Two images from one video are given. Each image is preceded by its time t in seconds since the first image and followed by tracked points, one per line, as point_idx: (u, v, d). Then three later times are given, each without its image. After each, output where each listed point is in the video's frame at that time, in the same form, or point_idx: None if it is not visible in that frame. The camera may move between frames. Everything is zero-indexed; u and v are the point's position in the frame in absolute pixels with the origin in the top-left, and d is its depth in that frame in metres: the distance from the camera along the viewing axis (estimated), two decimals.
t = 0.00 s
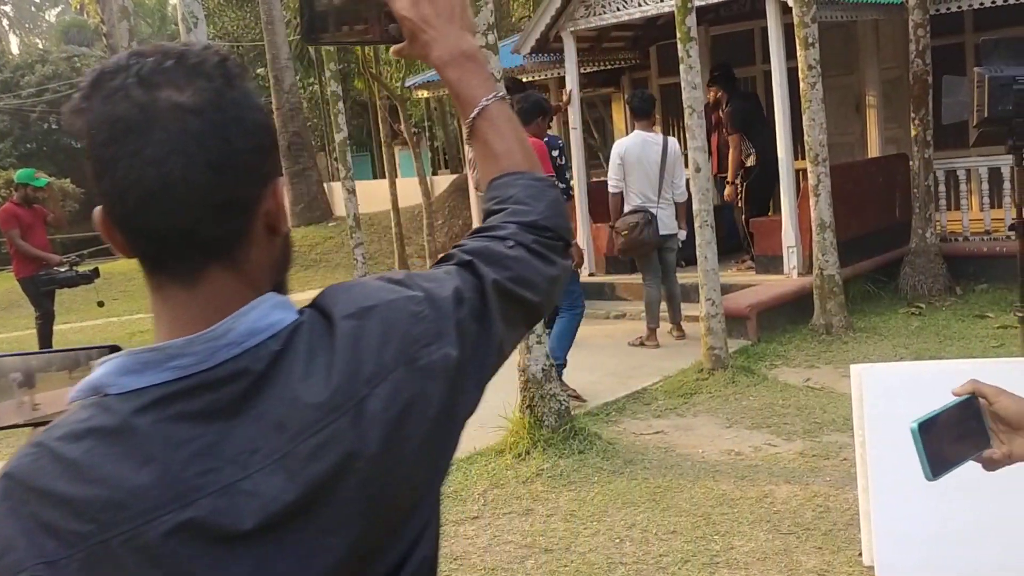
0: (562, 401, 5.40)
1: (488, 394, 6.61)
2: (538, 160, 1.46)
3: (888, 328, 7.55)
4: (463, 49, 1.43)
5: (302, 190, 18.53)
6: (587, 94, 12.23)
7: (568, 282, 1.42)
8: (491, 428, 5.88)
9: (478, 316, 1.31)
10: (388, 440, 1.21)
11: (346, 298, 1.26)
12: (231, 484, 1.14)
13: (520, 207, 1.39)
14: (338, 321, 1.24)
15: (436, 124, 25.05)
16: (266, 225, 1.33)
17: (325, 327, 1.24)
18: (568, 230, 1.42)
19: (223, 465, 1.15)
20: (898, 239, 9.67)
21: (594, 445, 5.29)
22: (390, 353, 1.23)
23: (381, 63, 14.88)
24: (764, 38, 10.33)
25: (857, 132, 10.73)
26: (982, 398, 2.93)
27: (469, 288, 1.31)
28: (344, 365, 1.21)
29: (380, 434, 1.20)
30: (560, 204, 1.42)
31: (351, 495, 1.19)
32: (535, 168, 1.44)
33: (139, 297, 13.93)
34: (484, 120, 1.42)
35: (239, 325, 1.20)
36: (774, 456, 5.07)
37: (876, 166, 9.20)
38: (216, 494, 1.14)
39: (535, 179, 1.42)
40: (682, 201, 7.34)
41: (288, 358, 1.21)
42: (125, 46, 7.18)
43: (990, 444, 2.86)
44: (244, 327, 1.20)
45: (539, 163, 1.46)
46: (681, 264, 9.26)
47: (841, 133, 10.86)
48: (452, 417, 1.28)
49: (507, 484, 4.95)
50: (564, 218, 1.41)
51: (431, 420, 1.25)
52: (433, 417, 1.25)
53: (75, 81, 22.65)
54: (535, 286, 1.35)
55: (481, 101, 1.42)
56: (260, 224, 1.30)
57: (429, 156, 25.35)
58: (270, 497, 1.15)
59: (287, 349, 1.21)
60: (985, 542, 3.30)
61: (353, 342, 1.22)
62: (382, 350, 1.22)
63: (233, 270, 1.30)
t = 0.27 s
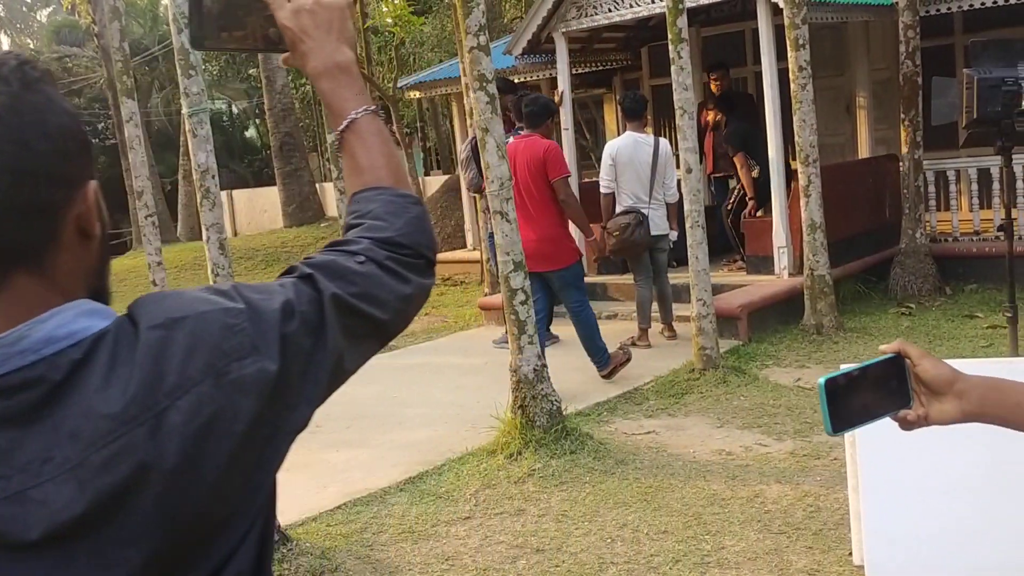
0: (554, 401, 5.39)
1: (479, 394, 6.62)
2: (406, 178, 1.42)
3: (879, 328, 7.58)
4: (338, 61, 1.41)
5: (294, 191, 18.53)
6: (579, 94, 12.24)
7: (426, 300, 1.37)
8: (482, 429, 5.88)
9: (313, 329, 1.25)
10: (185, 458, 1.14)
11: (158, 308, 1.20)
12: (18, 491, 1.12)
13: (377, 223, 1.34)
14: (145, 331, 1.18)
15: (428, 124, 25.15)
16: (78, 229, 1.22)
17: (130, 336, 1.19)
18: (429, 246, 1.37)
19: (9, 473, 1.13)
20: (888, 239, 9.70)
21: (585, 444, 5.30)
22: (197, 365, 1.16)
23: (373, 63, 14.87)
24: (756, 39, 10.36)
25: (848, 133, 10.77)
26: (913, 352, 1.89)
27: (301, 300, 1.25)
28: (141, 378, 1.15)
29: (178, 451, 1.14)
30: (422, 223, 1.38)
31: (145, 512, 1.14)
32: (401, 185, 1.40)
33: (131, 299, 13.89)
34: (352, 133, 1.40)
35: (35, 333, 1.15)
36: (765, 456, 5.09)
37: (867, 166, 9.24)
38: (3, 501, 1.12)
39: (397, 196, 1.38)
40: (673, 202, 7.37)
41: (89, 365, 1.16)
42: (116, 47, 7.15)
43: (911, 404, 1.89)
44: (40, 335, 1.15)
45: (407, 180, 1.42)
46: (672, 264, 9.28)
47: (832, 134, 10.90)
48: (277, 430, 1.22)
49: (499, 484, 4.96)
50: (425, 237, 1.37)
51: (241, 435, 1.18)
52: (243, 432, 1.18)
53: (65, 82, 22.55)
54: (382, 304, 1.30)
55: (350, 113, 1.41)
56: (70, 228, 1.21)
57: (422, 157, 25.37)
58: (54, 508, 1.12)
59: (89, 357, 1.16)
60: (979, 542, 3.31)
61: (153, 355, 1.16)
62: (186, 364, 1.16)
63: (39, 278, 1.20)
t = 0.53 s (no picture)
0: (546, 400, 5.39)
1: (470, 394, 6.62)
2: (316, 186, 1.59)
3: (870, 327, 7.59)
4: (245, 73, 1.58)
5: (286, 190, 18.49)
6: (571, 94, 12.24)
7: (337, 299, 1.51)
8: (473, 428, 5.89)
9: (220, 325, 1.37)
10: (90, 439, 1.24)
11: (64, 300, 1.30)
12: None
13: (289, 229, 1.49)
14: (50, 322, 1.28)
15: (420, 124, 25.10)
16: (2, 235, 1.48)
17: (37, 326, 1.29)
18: (339, 249, 1.51)
19: None
20: (879, 238, 9.73)
21: (578, 443, 5.30)
22: (101, 353, 1.26)
23: (365, 62, 14.84)
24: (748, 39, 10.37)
25: (839, 133, 10.79)
26: (881, 390, 1.82)
27: (207, 298, 1.38)
28: (45, 363, 1.24)
29: (78, 435, 1.23)
30: (335, 226, 1.53)
31: (48, 491, 1.23)
32: (312, 193, 1.57)
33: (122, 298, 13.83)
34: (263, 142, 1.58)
35: None
36: (756, 455, 5.10)
37: (858, 165, 9.25)
38: None
39: (309, 202, 1.55)
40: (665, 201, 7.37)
41: None
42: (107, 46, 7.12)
43: (883, 442, 1.81)
44: None
45: (317, 189, 1.58)
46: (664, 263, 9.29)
47: (823, 134, 10.92)
48: (179, 415, 1.34)
49: (491, 484, 4.95)
50: (337, 236, 1.52)
51: (144, 419, 1.28)
52: (145, 416, 1.28)
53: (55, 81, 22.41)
54: (293, 302, 1.43)
55: (259, 124, 1.59)
56: None
57: (414, 156, 25.36)
58: None
59: None
60: (967, 539, 3.32)
61: (56, 344, 1.25)
62: (89, 353, 1.25)
63: None
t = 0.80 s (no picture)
0: (538, 400, 5.38)
1: (463, 393, 6.61)
2: (271, 214, 1.63)
3: (862, 326, 7.61)
4: (203, 107, 1.62)
5: (277, 189, 18.46)
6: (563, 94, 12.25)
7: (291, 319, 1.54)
8: (466, 428, 5.88)
9: (189, 338, 1.39)
10: (72, 442, 1.25)
11: (51, 309, 1.31)
12: None
13: (248, 252, 1.53)
14: (36, 330, 1.28)
15: (412, 123, 25.11)
16: None
17: (22, 333, 1.29)
18: (295, 272, 1.55)
19: None
20: (871, 238, 9.75)
21: (570, 443, 5.29)
22: (85, 360, 1.27)
23: (356, 61, 14.83)
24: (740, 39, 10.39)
25: (831, 133, 10.82)
26: (799, 451, 1.63)
27: (178, 312, 1.39)
28: (35, 367, 1.25)
29: (67, 433, 1.25)
30: (291, 250, 1.57)
31: (34, 485, 1.24)
32: (268, 220, 1.61)
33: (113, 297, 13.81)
34: (221, 172, 1.61)
35: None
36: (748, 454, 5.10)
37: (849, 165, 9.26)
38: None
39: (267, 228, 1.58)
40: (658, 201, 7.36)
41: None
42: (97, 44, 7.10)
43: (804, 507, 1.60)
44: None
45: (272, 216, 1.63)
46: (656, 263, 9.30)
47: (815, 133, 10.94)
48: (153, 421, 1.35)
49: (483, 483, 4.95)
50: (292, 260, 1.55)
51: (123, 422, 1.29)
52: (125, 420, 1.30)
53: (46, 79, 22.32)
54: (253, 319, 1.46)
55: (218, 154, 1.62)
56: None
57: (406, 155, 25.38)
58: None
59: None
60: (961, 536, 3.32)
61: (46, 348, 1.26)
62: (76, 359, 1.27)
63: None
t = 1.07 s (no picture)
0: (532, 399, 5.38)
1: (457, 392, 6.61)
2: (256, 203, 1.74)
3: (855, 324, 7.62)
4: (189, 108, 1.77)
5: (271, 188, 18.42)
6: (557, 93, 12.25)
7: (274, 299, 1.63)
8: (460, 426, 5.88)
9: (180, 314, 1.48)
10: (71, 406, 1.34)
11: (53, 285, 1.40)
12: None
13: (235, 238, 1.63)
14: (38, 304, 1.37)
15: (406, 122, 25.09)
16: None
17: (25, 307, 1.38)
18: (278, 256, 1.65)
19: None
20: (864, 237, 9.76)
21: (564, 441, 5.29)
22: (83, 332, 1.36)
23: (350, 60, 14.81)
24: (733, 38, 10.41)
25: (825, 132, 10.84)
26: (682, 473, 1.66)
27: (170, 290, 1.49)
28: (37, 337, 1.34)
29: (65, 398, 1.33)
30: (274, 236, 1.67)
31: (33, 446, 1.32)
32: (252, 208, 1.73)
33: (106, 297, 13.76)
34: (208, 165, 1.74)
35: None
36: (742, 453, 5.10)
37: (843, 163, 9.27)
38: None
39: (251, 216, 1.69)
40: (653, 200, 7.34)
41: None
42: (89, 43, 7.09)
43: (683, 534, 1.65)
44: None
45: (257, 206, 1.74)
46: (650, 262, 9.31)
47: (808, 133, 10.96)
48: (144, 391, 1.43)
49: (477, 482, 4.95)
50: (275, 244, 1.66)
51: (116, 391, 1.38)
52: (118, 387, 1.38)
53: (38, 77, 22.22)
54: (239, 298, 1.55)
55: (204, 149, 1.76)
56: None
57: (400, 154, 25.36)
58: None
59: None
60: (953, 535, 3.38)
61: (47, 322, 1.35)
62: (74, 331, 1.36)
63: None
